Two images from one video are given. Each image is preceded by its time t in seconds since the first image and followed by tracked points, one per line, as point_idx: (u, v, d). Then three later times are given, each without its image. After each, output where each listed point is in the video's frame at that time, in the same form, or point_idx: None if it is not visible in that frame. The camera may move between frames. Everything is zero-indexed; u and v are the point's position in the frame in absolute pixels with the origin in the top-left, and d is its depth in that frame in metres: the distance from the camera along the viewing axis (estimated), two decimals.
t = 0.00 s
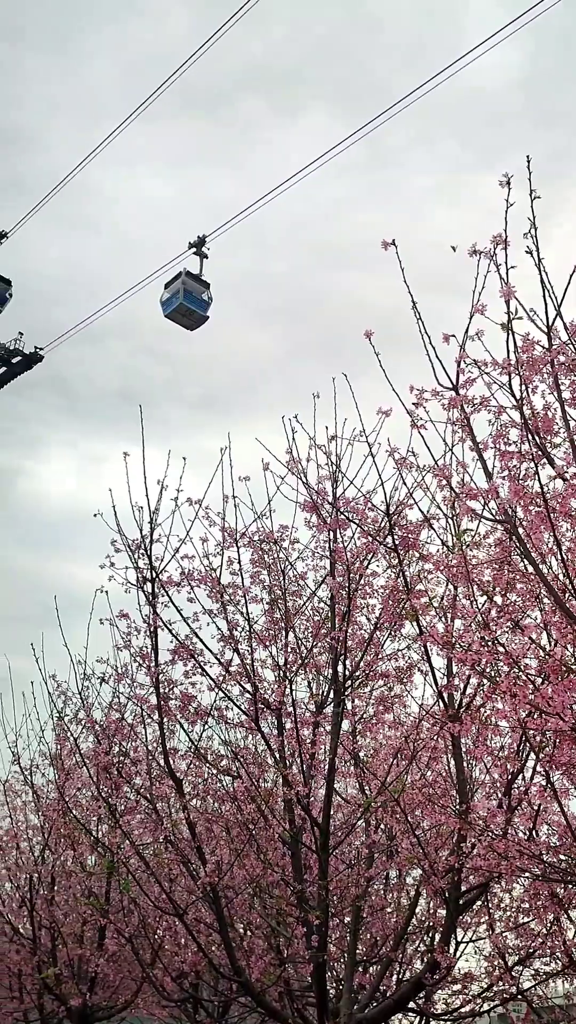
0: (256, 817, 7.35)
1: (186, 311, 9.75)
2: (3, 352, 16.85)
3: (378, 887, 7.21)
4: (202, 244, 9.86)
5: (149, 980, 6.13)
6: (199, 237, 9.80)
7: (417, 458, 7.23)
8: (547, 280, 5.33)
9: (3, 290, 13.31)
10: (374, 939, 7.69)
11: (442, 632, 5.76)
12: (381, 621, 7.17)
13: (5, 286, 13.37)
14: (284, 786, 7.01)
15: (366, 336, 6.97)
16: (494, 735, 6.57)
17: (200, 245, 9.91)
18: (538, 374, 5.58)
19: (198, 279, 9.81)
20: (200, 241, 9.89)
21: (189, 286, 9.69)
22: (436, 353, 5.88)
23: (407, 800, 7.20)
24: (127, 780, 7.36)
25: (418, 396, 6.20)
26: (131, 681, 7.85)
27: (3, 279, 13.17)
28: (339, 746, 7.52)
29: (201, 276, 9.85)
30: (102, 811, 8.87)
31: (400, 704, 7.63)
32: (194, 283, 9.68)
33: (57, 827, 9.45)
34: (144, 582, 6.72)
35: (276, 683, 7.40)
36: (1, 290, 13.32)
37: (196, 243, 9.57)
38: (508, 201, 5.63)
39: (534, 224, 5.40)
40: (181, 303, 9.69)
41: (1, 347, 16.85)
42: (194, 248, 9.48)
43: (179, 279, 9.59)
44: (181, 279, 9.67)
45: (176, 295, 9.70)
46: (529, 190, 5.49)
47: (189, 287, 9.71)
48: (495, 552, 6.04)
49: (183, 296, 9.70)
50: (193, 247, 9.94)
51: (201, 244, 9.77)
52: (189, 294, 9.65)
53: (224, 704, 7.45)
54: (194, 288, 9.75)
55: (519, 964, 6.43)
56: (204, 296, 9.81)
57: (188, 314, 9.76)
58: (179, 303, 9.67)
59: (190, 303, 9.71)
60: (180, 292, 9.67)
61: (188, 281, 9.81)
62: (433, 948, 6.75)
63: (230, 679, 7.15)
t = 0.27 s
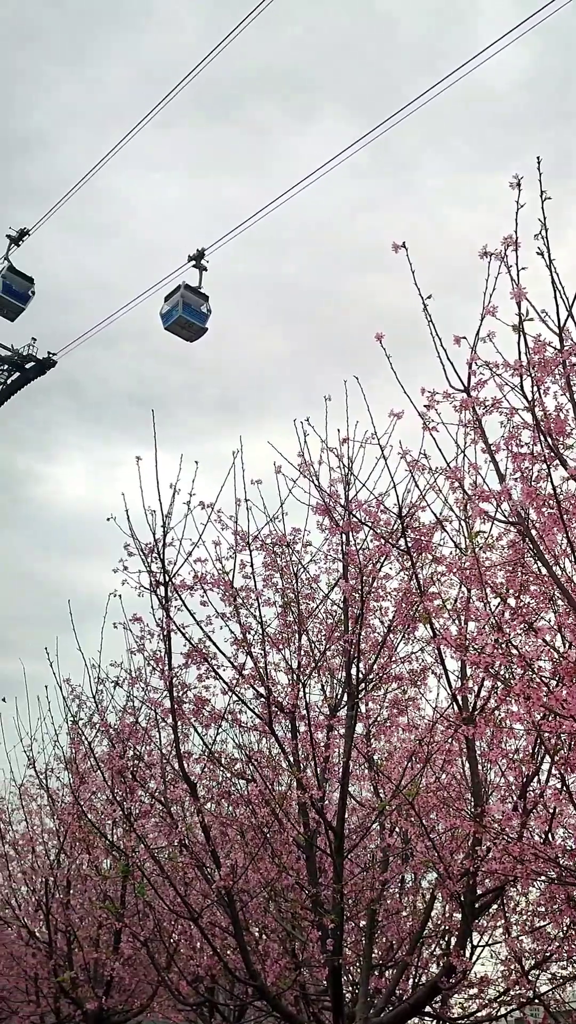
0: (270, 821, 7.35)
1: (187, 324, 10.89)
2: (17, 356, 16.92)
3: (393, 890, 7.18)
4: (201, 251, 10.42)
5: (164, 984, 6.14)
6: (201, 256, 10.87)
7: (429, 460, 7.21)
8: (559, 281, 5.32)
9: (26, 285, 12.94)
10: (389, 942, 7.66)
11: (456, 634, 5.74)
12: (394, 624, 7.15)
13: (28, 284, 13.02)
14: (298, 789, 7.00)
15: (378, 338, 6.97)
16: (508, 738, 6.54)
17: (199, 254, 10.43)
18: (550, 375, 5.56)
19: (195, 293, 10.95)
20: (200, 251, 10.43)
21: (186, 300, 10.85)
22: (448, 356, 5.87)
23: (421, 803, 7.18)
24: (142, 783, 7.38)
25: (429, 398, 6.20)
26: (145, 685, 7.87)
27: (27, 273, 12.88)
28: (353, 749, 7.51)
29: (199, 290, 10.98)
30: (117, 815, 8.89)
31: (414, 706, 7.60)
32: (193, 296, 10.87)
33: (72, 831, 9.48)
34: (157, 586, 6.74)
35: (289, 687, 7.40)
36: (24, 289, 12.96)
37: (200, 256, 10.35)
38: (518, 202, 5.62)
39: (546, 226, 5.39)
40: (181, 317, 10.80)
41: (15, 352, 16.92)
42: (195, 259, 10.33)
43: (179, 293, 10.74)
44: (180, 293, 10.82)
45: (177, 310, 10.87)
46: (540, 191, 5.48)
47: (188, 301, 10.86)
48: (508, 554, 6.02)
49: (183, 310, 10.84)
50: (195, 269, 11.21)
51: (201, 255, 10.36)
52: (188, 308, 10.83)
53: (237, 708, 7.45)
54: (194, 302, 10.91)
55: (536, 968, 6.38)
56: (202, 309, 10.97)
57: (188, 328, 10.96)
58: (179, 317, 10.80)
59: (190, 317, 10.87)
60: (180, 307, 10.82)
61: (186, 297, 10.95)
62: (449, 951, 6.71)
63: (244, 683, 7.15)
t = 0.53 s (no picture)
0: (279, 821, 7.35)
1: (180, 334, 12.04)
2: (25, 358, 16.95)
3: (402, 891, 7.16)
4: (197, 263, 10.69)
5: (173, 985, 6.14)
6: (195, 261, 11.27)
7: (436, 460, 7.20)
8: (565, 280, 5.30)
9: (42, 282, 13.25)
10: (398, 943, 7.64)
11: (464, 635, 5.72)
12: (402, 625, 7.14)
13: (44, 279, 13.39)
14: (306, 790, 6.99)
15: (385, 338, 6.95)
16: (517, 738, 6.52)
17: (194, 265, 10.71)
18: (558, 375, 5.54)
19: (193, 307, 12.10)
20: (196, 265, 10.70)
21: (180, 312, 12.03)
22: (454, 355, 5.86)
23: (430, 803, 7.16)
24: (150, 785, 7.39)
25: (436, 399, 6.19)
26: (153, 686, 7.88)
27: (43, 268, 13.12)
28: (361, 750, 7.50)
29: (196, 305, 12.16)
30: (125, 816, 8.91)
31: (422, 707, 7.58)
32: (189, 310, 12.03)
33: (81, 832, 9.51)
34: (165, 587, 6.75)
35: (297, 688, 7.40)
36: (41, 285, 13.31)
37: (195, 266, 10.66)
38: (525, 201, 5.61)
39: (553, 225, 5.37)
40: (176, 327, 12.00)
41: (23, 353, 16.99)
42: (191, 267, 10.61)
43: (175, 306, 12.00)
44: (175, 307, 12.03)
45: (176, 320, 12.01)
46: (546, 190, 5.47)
47: (183, 313, 12.08)
48: (516, 554, 6.00)
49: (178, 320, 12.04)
50: (189, 278, 11.99)
51: (197, 265, 10.67)
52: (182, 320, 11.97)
53: (245, 709, 7.45)
54: (188, 313, 12.08)
55: (546, 970, 6.33)
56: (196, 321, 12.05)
57: (182, 336, 12.12)
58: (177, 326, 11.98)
59: (184, 325, 12.00)
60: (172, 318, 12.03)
61: (182, 309, 12.15)
62: (458, 953, 6.67)
63: (252, 684, 7.15)
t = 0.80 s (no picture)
0: (281, 821, 7.35)
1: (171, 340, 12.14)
2: (28, 357, 16.96)
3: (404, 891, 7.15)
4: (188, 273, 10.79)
5: (175, 983, 6.13)
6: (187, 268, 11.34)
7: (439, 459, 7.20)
8: (568, 280, 5.30)
9: (55, 273, 12.86)
10: (401, 944, 7.66)
11: (466, 635, 5.71)
12: (404, 624, 7.14)
13: (57, 271, 12.98)
14: (308, 790, 6.99)
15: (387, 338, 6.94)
16: (519, 738, 6.50)
17: (185, 277, 10.83)
18: (560, 374, 5.54)
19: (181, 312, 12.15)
20: (187, 273, 10.76)
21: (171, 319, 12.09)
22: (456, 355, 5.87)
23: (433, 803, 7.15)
24: (152, 784, 7.39)
25: (438, 398, 6.19)
26: (155, 686, 7.89)
27: (54, 262, 12.80)
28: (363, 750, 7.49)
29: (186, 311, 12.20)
30: (128, 815, 8.92)
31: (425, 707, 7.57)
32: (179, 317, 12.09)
33: (83, 832, 9.51)
34: (167, 586, 6.75)
35: (299, 687, 7.40)
36: (53, 275, 12.90)
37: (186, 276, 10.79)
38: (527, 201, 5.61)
39: (554, 225, 5.37)
40: (167, 333, 12.09)
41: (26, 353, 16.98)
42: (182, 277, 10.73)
43: (165, 312, 12.05)
44: (165, 314, 12.07)
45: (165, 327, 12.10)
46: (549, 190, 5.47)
47: (173, 319, 12.12)
48: (518, 553, 5.99)
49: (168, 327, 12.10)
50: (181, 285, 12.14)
51: (188, 273, 10.81)
52: (172, 326, 12.07)
53: (248, 709, 7.45)
54: (178, 319, 12.13)
55: (548, 970, 6.33)
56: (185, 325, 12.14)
57: (173, 343, 12.20)
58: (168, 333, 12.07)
59: (175, 333, 12.12)
60: (164, 326, 12.10)
61: (173, 316, 12.21)
62: (461, 953, 6.67)
63: (254, 684, 7.16)
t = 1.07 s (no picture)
0: (277, 820, 7.35)
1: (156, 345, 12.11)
2: (25, 357, 16.93)
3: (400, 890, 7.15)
4: (174, 280, 10.73)
5: (171, 983, 6.12)
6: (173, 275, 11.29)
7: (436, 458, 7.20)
8: (565, 279, 5.30)
9: (63, 262, 12.37)
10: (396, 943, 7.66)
11: (463, 634, 5.70)
12: (401, 624, 7.13)
13: (66, 262, 12.47)
14: (304, 789, 6.99)
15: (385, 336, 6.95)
16: (515, 737, 6.51)
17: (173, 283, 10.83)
18: (557, 373, 5.53)
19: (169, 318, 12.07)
20: (172, 279, 10.70)
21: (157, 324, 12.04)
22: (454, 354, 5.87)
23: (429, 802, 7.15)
24: (148, 783, 7.38)
25: (435, 397, 6.19)
26: (152, 685, 7.88)
27: (63, 248, 12.32)
28: (360, 749, 7.49)
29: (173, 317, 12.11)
30: (124, 814, 8.90)
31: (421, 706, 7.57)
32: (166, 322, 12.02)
33: (79, 830, 9.50)
34: (164, 585, 6.74)
35: (296, 686, 7.39)
36: (61, 266, 12.42)
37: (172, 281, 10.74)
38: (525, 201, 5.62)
39: (552, 224, 5.37)
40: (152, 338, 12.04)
41: (23, 352, 16.95)
42: (169, 282, 10.68)
43: (152, 317, 12.00)
44: (153, 319, 12.02)
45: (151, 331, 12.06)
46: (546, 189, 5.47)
47: (159, 325, 12.06)
48: (515, 552, 5.99)
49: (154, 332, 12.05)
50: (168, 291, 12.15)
51: (175, 279, 10.84)
52: (157, 332, 12.02)
53: (244, 708, 7.45)
54: (165, 325, 12.07)
55: (544, 969, 6.34)
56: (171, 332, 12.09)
57: (160, 349, 12.18)
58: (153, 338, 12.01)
59: (161, 339, 12.09)
60: (151, 330, 12.05)
61: (160, 322, 12.20)
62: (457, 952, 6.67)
63: (250, 682, 7.15)
